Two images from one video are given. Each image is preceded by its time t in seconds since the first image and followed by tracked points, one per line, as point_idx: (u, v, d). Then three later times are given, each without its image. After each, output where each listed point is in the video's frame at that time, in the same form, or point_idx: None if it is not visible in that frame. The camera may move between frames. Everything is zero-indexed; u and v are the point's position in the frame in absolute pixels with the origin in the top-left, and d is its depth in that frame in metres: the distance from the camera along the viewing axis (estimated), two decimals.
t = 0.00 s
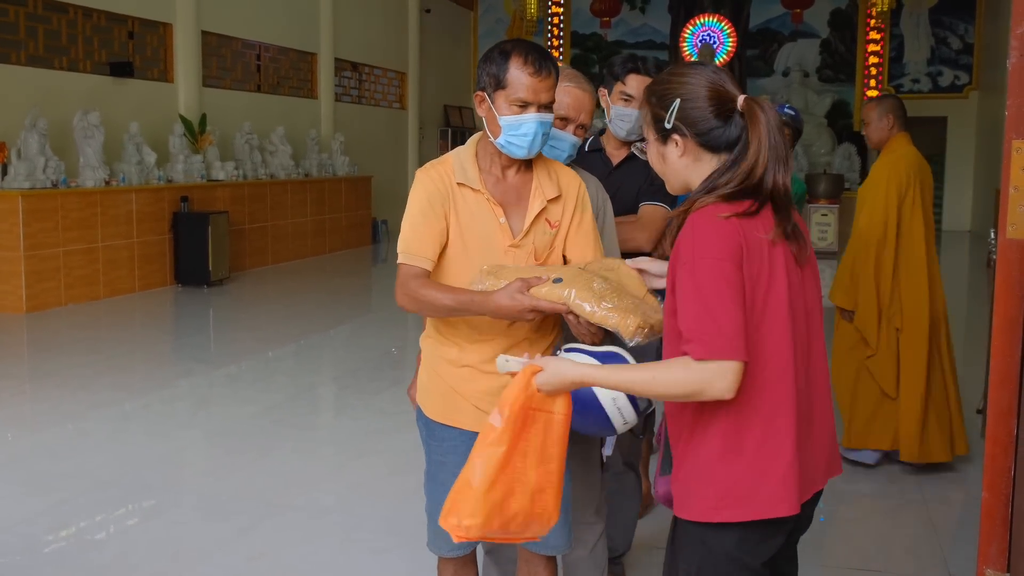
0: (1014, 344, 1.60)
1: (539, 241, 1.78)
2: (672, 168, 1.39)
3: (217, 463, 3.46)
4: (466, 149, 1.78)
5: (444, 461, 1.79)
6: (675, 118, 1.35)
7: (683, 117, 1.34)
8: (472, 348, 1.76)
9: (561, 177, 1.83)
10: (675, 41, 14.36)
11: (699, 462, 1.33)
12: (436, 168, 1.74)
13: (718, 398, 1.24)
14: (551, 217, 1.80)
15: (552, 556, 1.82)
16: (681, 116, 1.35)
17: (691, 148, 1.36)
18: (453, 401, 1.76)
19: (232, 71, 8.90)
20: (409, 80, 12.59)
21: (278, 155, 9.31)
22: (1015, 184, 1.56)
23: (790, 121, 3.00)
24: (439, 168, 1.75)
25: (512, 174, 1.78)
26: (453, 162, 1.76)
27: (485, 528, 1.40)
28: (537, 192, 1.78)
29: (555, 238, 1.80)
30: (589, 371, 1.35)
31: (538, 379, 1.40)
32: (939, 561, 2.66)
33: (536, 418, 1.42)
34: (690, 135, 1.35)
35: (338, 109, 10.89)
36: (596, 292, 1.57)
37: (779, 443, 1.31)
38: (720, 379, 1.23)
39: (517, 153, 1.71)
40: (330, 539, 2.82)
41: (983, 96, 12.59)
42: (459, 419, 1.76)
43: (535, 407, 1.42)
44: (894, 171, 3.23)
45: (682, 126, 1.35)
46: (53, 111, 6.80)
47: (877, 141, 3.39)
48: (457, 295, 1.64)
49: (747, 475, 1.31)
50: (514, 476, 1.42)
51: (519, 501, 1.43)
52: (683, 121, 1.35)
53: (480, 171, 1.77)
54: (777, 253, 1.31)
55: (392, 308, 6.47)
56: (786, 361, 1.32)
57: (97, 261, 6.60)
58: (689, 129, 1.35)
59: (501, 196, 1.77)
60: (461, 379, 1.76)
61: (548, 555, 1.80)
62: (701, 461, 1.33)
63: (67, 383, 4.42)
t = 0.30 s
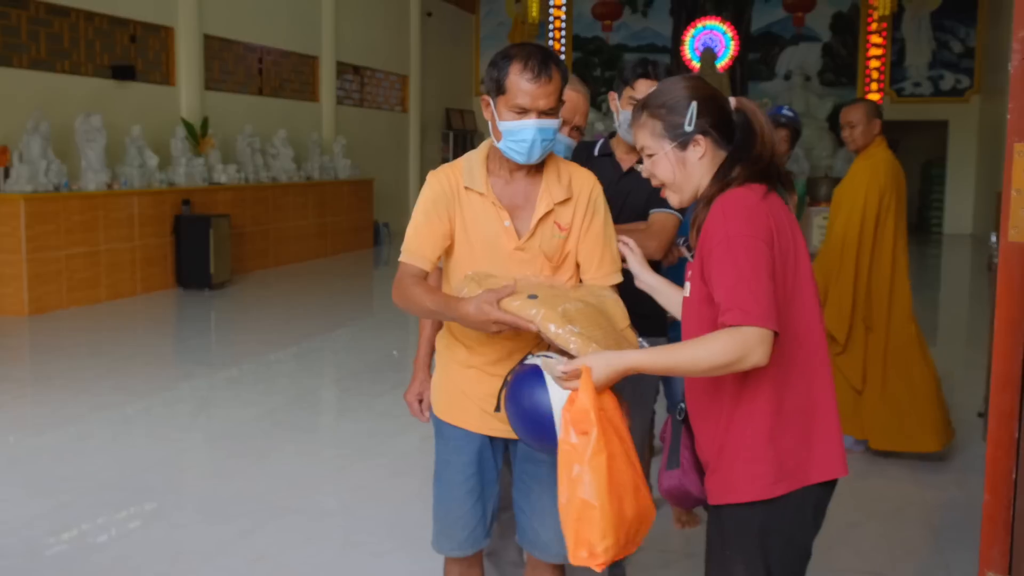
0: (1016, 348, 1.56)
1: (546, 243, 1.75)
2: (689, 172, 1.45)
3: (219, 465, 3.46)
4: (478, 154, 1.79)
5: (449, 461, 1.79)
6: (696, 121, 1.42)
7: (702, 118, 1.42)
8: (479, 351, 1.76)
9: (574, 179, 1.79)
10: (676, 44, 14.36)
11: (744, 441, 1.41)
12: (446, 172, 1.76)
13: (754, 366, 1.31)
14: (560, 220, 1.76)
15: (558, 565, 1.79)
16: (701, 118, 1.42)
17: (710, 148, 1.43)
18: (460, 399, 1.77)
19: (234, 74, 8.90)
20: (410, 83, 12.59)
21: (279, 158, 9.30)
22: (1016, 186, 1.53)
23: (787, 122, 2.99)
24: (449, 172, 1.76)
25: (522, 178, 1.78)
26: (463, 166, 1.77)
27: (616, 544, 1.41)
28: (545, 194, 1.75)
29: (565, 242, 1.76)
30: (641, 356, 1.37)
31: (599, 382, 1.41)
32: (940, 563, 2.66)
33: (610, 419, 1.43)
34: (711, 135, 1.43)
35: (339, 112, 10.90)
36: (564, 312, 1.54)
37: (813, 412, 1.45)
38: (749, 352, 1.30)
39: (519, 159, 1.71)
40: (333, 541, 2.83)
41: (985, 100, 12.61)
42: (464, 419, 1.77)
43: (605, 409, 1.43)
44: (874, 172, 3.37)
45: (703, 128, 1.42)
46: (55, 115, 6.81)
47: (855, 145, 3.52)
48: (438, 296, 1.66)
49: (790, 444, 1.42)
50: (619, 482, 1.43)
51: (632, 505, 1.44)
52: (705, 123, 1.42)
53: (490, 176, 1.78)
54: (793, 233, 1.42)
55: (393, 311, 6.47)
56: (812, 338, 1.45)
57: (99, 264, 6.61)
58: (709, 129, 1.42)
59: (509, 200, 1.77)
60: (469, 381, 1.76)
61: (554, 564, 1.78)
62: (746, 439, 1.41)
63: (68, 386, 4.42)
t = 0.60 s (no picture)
0: (1018, 349, 1.54)
1: (552, 250, 1.73)
2: (690, 166, 1.45)
3: (219, 468, 3.46)
4: (489, 160, 1.79)
5: (456, 465, 1.79)
6: (707, 118, 1.41)
7: (715, 117, 1.41)
8: (487, 356, 1.77)
9: (585, 185, 1.76)
10: (677, 46, 14.35)
11: (751, 439, 1.41)
12: (456, 179, 1.78)
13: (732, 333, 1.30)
14: (568, 226, 1.73)
15: None
16: (713, 117, 1.41)
17: (715, 151, 1.44)
18: (469, 403, 1.78)
19: (234, 76, 8.90)
20: (411, 86, 12.59)
21: (279, 160, 9.30)
22: (1017, 188, 1.52)
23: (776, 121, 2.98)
24: (459, 178, 1.78)
25: (532, 183, 1.77)
26: (473, 171, 1.78)
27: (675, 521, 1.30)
28: (552, 198, 1.73)
29: (573, 249, 1.74)
30: (658, 321, 1.27)
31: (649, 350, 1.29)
32: (942, 565, 2.66)
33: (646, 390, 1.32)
34: (717, 136, 1.42)
35: (340, 115, 10.91)
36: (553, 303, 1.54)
37: (816, 407, 1.45)
38: (735, 318, 1.30)
39: (522, 161, 1.71)
40: (334, 543, 2.83)
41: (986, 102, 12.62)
42: (471, 423, 1.77)
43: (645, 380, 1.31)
44: (879, 176, 3.44)
45: (713, 127, 1.41)
46: (55, 117, 6.81)
47: (851, 149, 3.55)
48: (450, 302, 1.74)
49: (796, 441, 1.42)
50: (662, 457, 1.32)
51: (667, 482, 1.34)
52: (716, 121, 1.41)
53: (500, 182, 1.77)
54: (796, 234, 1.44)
55: (394, 313, 6.47)
56: (815, 340, 1.46)
57: (99, 267, 6.61)
58: (718, 130, 1.42)
59: (517, 207, 1.76)
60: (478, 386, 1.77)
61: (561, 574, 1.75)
62: (751, 439, 1.40)
63: (69, 388, 4.42)
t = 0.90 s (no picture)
0: (1017, 345, 1.54)
1: (548, 254, 1.73)
2: (691, 160, 1.41)
3: (221, 471, 3.46)
4: (487, 164, 1.80)
5: (454, 468, 1.79)
6: (702, 113, 1.37)
7: (711, 112, 1.36)
8: (488, 360, 1.78)
9: (581, 185, 1.75)
10: (675, 45, 14.34)
11: (743, 460, 1.36)
12: (455, 187, 1.80)
13: (769, 375, 1.19)
14: (563, 229, 1.73)
15: None
16: (709, 113, 1.36)
17: (712, 145, 1.38)
18: (471, 406, 1.78)
19: (233, 79, 8.90)
20: (409, 87, 12.59)
21: (279, 163, 9.32)
22: (1016, 184, 1.52)
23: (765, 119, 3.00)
24: (458, 186, 1.80)
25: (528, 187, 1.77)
26: (471, 178, 1.79)
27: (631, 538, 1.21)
28: (547, 201, 1.72)
29: (571, 251, 1.73)
30: (661, 349, 1.21)
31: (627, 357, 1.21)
32: (945, 561, 2.65)
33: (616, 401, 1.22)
34: (712, 132, 1.37)
35: (339, 117, 10.90)
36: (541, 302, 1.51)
37: (816, 436, 1.39)
38: (769, 359, 1.19)
39: (507, 164, 1.71)
40: (336, 545, 2.83)
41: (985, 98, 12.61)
42: (472, 424, 1.77)
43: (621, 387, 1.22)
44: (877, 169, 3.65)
45: (707, 122, 1.37)
46: (54, 121, 6.81)
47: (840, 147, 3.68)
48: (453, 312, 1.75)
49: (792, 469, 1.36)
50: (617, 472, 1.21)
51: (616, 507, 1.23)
52: (710, 118, 1.36)
53: (497, 187, 1.78)
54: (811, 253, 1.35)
55: (394, 315, 6.47)
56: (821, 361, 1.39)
57: (99, 271, 6.61)
58: (713, 125, 1.36)
59: (514, 211, 1.76)
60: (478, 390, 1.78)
61: None
62: (745, 459, 1.36)
63: (70, 393, 4.43)
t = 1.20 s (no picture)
0: (1017, 342, 1.53)
1: (532, 267, 1.62)
2: (705, 158, 1.38)
3: (222, 474, 3.46)
4: (460, 176, 1.69)
5: (432, 497, 1.64)
6: (715, 114, 1.33)
7: (724, 114, 1.32)
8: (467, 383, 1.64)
9: (563, 194, 1.64)
10: (673, 46, 14.35)
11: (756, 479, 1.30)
12: (427, 201, 1.68)
13: (830, 407, 1.12)
14: (546, 240, 1.62)
15: None
16: (721, 115, 1.33)
17: (722, 147, 1.34)
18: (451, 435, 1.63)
19: (230, 82, 8.90)
20: (407, 90, 12.59)
21: (278, 166, 9.32)
22: (1015, 182, 1.52)
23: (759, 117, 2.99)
24: (430, 201, 1.68)
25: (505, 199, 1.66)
26: (445, 191, 1.68)
27: None
28: (528, 212, 1.61)
29: (554, 265, 1.62)
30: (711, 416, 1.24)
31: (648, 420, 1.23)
32: (946, 560, 2.65)
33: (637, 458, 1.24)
34: (723, 136, 1.33)
35: (337, 120, 10.89)
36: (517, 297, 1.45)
37: (845, 465, 1.30)
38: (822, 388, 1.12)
39: (476, 173, 1.60)
40: (337, 547, 2.83)
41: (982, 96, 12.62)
42: (452, 450, 1.62)
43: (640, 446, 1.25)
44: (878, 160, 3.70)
45: (718, 125, 1.33)
46: (52, 126, 6.81)
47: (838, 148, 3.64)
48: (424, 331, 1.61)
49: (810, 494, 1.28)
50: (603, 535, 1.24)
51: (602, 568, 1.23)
52: (721, 122, 1.33)
53: (473, 200, 1.67)
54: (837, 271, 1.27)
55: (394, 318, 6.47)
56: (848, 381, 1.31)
57: (99, 275, 6.61)
58: (722, 129, 1.33)
59: (492, 225, 1.65)
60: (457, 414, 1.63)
61: None
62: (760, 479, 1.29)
63: (70, 397, 4.42)
